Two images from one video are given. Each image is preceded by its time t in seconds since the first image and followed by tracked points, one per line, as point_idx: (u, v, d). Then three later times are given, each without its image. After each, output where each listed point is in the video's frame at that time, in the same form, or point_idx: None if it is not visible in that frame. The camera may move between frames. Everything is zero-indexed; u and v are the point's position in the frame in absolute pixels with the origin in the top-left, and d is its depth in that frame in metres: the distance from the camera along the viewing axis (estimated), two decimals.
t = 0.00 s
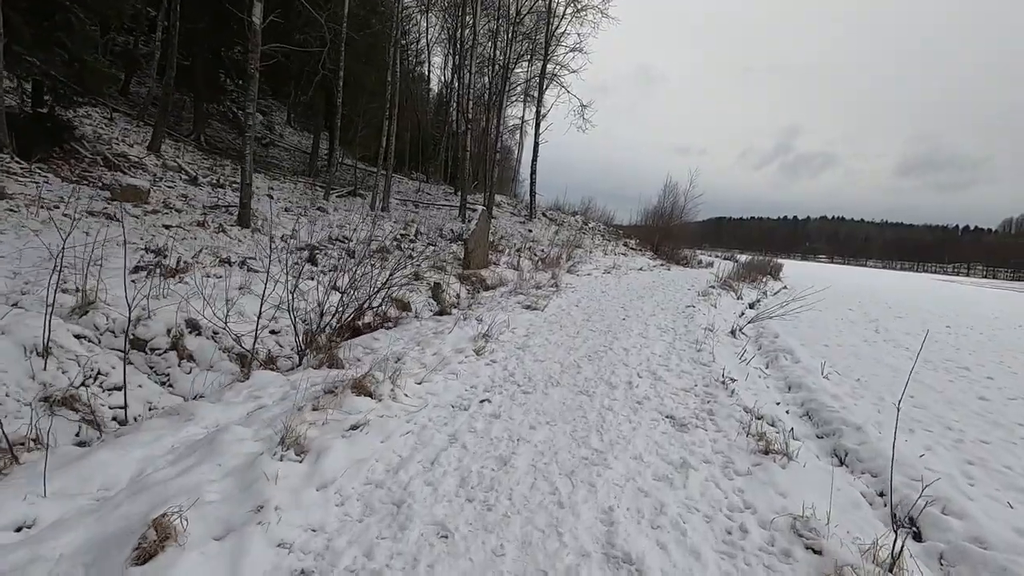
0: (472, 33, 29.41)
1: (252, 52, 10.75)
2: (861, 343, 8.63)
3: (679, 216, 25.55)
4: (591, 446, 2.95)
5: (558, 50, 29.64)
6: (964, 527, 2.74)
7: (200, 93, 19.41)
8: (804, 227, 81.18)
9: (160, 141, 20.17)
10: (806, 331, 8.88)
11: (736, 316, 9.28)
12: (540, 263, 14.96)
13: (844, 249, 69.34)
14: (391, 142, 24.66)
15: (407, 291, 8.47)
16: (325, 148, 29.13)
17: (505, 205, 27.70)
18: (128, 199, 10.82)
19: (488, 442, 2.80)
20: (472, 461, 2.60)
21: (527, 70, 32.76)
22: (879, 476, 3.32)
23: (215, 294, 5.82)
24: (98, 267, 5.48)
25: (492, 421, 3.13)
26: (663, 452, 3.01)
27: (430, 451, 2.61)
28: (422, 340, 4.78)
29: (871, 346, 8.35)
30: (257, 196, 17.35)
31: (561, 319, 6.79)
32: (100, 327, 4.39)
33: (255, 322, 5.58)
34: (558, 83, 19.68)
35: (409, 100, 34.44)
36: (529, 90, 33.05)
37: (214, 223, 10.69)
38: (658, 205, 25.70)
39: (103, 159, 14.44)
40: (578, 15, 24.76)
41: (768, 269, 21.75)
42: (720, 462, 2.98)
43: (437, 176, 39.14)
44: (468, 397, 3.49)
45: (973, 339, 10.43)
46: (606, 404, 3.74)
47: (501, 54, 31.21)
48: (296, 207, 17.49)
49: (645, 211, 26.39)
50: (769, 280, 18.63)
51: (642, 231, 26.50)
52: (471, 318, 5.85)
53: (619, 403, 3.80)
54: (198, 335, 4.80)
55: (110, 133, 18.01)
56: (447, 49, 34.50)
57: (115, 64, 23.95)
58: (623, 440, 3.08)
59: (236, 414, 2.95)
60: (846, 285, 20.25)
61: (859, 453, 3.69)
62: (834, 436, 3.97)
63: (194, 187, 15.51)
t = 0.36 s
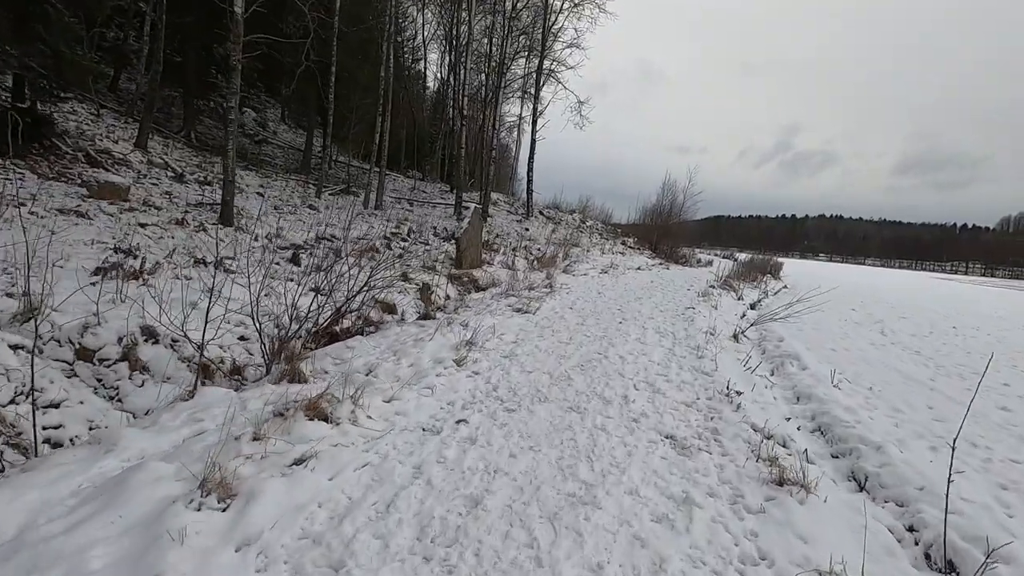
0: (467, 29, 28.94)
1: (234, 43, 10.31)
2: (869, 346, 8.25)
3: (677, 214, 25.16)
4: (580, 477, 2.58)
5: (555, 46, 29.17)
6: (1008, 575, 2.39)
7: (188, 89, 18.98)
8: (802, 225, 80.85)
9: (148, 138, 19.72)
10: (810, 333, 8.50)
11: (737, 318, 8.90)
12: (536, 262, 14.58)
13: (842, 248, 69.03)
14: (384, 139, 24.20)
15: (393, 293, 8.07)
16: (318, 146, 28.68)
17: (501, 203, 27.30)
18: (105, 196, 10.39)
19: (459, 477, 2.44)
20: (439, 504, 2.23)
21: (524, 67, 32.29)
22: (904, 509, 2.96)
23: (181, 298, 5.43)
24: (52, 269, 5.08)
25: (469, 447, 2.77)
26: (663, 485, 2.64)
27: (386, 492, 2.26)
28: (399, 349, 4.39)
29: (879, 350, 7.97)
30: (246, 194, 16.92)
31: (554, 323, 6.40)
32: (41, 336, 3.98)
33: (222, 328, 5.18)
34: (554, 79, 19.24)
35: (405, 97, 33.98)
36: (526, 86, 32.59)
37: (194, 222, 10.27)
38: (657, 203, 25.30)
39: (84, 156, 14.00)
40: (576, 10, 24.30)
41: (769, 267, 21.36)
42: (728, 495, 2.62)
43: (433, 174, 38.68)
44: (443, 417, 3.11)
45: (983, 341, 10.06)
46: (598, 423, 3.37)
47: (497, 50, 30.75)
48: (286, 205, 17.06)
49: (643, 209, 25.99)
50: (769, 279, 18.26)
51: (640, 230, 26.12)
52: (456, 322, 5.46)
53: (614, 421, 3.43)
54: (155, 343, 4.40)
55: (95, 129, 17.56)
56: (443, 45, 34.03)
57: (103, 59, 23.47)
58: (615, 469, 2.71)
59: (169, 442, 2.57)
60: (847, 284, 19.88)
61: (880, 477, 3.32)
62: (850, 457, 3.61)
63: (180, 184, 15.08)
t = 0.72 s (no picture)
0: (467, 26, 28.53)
1: (221, 35, 9.91)
2: (886, 351, 7.83)
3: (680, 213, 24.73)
4: (581, 524, 2.20)
5: (556, 42, 28.74)
6: None
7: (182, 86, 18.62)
8: (805, 223, 80.36)
9: (141, 136, 19.37)
10: (824, 337, 8.09)
11: (746, 321, 8.49)
12: (536, 262, 14.19)
13: (845, 246, 68.51)
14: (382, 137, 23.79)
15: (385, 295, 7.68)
16: (316, 144, 28.30)
17: (502, 202, 26.89)
18: (88, 195, 10.00)
19: (437, 528, 2.06)
20: (410, 568, 1.85)
21: (525, 64, 31.87)
22: (955, 552, 2.58)
23: (151, 303, 5.04)
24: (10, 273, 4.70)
25: (455, 483, 2.39)
26: (679, 530, 2.26)
27: (346, 553, 1.90)
28: (384, 359, 4.00)
29: (898, 355, 7.55)
30: (239, 193, 16.53)
31: (554, 328, 6.00)
32: None
33: (195, 335, 4.80)
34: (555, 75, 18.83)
35: (404, 95, 33.58)
36: (527, 84, 32.18)
37: (180, 221, 9.88)
38: (659, 202, 24.87)
39: (72, 154, 13.63)
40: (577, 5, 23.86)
41: (775, 267, 20.92)
42: (757, 542, 2.24)
43: (433, 173, 38.32)
44: (425, 443, 2.74)
45: (1003, 344, 9.64)
46: (604, 447, 2.98)
47: (497, 47, 30.33)
48: (281, 205, 16.68)
49: (646, 207, 25.57)
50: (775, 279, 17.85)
51: (643, 229, 25.72)
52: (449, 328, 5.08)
53: (621, 445, 3.04)
54: (117, 355, 4.02)
55: (85, 127, 17.20)
56: (443, 42, 33.61)
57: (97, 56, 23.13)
58: (623, 511, 2.33)
59: (96, 481, 2.20)
60: (855, 284, 19.45)
61: (923, 509, 2.93)
62: (886, 484, 3.22)
63: (171, 183, 14.71)
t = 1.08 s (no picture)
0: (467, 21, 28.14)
1: (206, 26, 9.54)
2: (905, 353, 7.40)
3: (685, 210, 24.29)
4: None
5: (557, 36, 28.28)
6: None
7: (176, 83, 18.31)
8: (811, 219, 79.63)
9: (136, 134, 19.07)
10: (839, 339, 7.66)
11: (756, 322, 8.08)
12: (537, 261, 13.80)
13: (852, 242, 67.81)
14: (381, 134, 23.41)
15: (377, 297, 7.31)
16: (316, 142, 27.98)
17: (503, 199, 26.48)
18: (71, 194, 9.67)
19: None
20: None
21: (526, 59, 31.42)
22: None
23: (115, 308, 4.68)
24: None
25: (426, 537, 2.02)
26: None
27: None
28: (363, 370, 3.63)
29: (918, 357, 7.13)
30: (233, 192, 16.19)
31: (553, 332, 5.61)
32: None
33: (160, 342, 4.42)
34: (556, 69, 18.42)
35: (405, 92, 33.20)
36: (529, 79, 31.72)
37: (165, 221, 9.50)
38: (663, 198, 24.42)
39: (60, 152, 13.30)
40: None
41: (782, 263, 20.47)
42: None
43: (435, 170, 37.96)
44: (394, 479, 2.38)
45: None
46: (606, 479, 2.58)
47: (498, 42, 29.91)
48: (276, 203, 16.35)
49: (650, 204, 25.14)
50: (783, 276, 17.41)
51: (646, 226, 25.29)
52: (438, 334, 4.71)
53: (625, 475, 2.64)
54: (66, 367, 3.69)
55: (78, 125, 16.90)
56: (443, 38, 33.22)
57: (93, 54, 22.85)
58: (626, 567, 1.97)
59: None
60: (865, 280, 18.98)
61: (974, 548, 2.53)
62: (927, 517, 2.81)
63: (164, 181, 14.39)
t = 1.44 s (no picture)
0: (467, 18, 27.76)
1: (193, 21, 9.17)
2: (931, 360, 6.95)
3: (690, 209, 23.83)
4: None
5: (559, 33, 27.89)
6: None
7: (172, 84, 17.97)
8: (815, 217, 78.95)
9: (131, 135, 18.75)
10: (859, 345, 7.22)
11: (771, 327, 7.65)
12: (540, 262, 13.40)
13: (857, 240, 67.14)
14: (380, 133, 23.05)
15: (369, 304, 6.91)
16: (315, 142, 27.65)
17: (506, 199, 26.10)
18: (55, 196, 9.29)
19: None
20: None
21: (528, 57, 31.03)
22: None
23: (76, 321, 4.27)
24: None
25: None
26: None
27: None
28: (343, 391, 3.24)
29: (945, 365, 6.70)
30: (228, 193, 15.83)
31: (556, 342, 5.19)
32: None
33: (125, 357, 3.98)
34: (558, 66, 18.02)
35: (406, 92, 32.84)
36: (531, 77, 31.32)
37: (151, 223, 9.14)
38: (668, 197, 23.98)
39: (49, 152, 12.95)
40: None
41: (791, 263, 19.99)
42: None
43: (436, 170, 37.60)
44: (364, 537, 1.99)
45: None
46: (618, 530, 2.18)
47: (500, 40, 29.54)
48: (273, 204, 15.98)
49: (654, 203, 24.72)
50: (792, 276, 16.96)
51: (651, 225, 24.88)
52: (430, 346, 4.30)
53: (641, 524, 2.24)
54: (10, 389, 3.33)
55: (71, 126, 16.57)
56: (444, 36, 32.86)
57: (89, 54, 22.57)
58: None
59: None
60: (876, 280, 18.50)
61: None
62: (995, 568, 2.40)
63: (157, 183, 14.04)
